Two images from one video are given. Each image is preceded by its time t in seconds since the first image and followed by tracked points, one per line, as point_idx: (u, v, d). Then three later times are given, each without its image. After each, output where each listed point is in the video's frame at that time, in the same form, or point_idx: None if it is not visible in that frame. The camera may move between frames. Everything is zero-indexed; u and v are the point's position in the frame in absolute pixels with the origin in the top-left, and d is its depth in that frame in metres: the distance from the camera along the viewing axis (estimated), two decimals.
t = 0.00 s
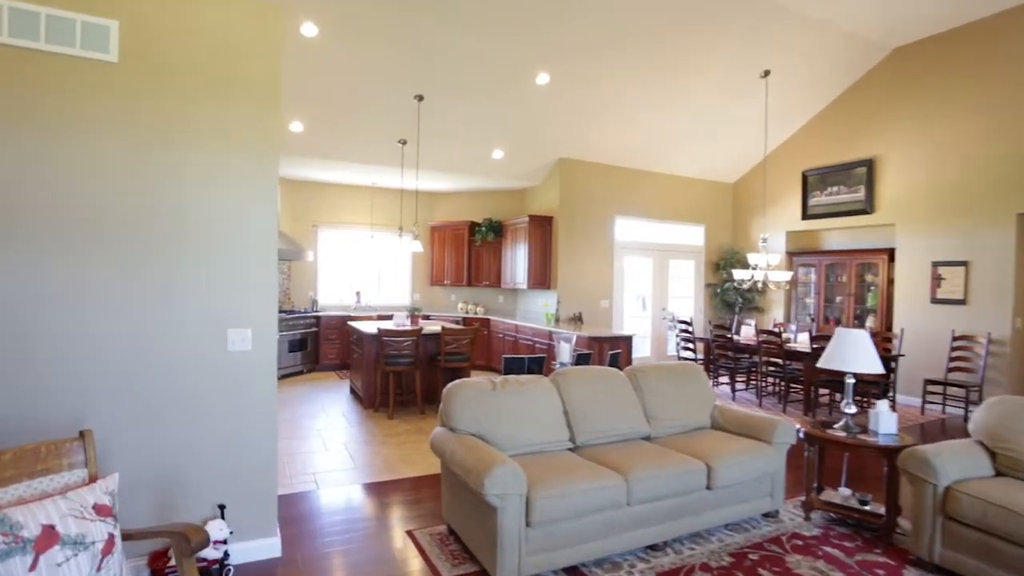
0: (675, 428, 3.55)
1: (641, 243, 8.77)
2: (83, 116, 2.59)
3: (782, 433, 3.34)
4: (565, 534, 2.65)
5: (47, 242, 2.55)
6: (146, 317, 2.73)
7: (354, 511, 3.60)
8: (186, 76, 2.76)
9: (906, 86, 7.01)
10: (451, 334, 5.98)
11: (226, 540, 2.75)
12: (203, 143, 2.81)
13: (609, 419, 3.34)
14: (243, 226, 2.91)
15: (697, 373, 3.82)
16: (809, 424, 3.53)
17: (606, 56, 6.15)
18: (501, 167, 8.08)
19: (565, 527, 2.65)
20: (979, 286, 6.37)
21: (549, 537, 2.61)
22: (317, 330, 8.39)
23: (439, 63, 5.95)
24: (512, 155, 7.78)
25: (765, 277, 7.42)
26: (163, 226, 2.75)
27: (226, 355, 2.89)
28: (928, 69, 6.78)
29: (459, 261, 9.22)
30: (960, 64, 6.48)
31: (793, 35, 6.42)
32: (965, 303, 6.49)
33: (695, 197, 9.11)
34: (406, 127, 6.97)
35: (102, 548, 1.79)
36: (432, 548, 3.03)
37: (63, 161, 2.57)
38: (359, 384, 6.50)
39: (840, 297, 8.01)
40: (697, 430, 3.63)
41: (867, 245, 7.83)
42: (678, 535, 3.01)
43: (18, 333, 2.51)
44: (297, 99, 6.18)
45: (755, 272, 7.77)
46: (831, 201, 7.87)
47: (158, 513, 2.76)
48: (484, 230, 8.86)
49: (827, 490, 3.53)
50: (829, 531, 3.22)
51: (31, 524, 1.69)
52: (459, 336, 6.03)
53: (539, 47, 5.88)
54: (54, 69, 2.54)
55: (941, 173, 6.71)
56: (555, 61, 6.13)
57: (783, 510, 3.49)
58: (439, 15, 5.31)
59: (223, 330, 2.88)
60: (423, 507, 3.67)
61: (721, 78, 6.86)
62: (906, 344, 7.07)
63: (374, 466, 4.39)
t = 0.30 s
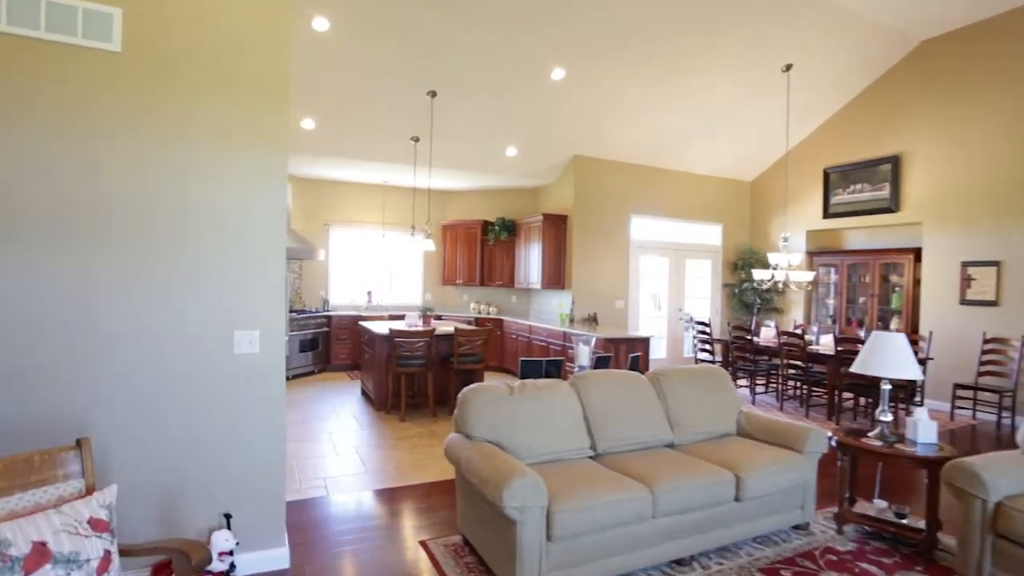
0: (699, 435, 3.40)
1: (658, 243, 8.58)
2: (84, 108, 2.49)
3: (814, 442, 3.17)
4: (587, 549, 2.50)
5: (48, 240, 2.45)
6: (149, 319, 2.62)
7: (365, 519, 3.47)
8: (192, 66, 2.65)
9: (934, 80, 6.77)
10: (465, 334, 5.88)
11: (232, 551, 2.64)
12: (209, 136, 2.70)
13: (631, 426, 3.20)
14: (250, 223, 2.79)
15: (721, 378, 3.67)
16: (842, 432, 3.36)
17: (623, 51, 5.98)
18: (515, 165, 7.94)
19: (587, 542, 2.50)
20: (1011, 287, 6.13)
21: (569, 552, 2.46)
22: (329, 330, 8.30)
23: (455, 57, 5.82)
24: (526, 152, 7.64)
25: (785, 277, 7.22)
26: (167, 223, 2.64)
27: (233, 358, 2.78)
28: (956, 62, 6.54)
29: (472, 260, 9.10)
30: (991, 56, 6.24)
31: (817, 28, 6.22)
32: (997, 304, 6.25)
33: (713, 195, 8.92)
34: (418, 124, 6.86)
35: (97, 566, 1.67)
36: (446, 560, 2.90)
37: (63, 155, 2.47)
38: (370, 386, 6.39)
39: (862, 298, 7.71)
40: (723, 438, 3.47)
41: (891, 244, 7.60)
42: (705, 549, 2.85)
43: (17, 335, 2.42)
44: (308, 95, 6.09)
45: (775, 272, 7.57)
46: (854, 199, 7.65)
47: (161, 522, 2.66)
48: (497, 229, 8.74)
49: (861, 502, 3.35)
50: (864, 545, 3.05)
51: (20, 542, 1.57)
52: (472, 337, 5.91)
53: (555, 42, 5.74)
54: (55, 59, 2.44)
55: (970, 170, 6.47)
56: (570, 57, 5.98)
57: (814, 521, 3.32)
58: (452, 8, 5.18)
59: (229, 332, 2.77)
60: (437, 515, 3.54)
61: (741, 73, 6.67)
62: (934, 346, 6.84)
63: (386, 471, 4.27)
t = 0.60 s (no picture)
0: (720, 441, 3.26)
1: (670, 242, 8.43)
2: (80, 100, 2.39)
3: (842, 450, 3.02)
4: (606, 564, 2.37)
5: (41, 238, 2.35)
6: (149, 321, 2.52)
7: (373, 527, 3.35)
8: (192, 57, 2.55)
9: (956, 73, 6.58)
10: (475, 336, 5.76)
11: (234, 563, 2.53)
12: (211, 129, 2.59)
13: (649, 432, 3.07)
14: (252, 220, 2.68)
15: (742, 381, 3.53)
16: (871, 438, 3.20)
17: (637, 46, 5.84)
18: (525, 163, 7.82)
19: (607, 556, 2.37)
20: None
21: (587, 567, 2.33)
22: (336, 332, 8.21)
23: (463, 54, 5.71)
24: (536, 150, 7.51)
25: (802, 277, 7.05)
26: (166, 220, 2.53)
27: (236, 361, 2.67)
28: (981, 54, 6.34)
29: (481, 260, 8.99)
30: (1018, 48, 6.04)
31: (836, 21, 6.05)
32: None
33: (726, 193, 8.76)
34: (428, 122, 6.75)
35: None
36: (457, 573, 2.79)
37: (58, 149, 2.37)
38: (379, 388, 6.29)
39: (880, 298, 7.50)
40: (745, 444, 3.33)
41: (911, 243, 7.41)
42: (729, 562, 2.71)
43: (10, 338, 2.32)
44: (316, 93, 6.00)
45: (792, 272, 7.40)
46: (872, 197, 7.47)
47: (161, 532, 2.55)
48: (507, 229, 8.63)
49: (891, 512, 3.20)
50: (897, 558, 2.89)
51: (2, 561, 1.46)
52: (483, 338, 5.79)
53: (567, 37, 5.61)
54: (49, 48, 2.34)
55: (995, 165, 6.27)
56: (583, 52, 5.85)
57: (842, 532, 3.16)
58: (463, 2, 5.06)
59: (232, 334, 2.66)
60: (447, 523, 3.42)
61: (758, 68, 6.51)
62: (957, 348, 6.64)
63: (395, 476, 4.15)
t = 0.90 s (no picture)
0: (743, 447, 3.13)
1: (684, 241, 8.27)
2: (78, 96, 2.31)
3: (874, 457, 2.87)
4: None
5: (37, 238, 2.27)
6: (148, 324, 2.43)
7: (383, 537, 3.23)
8: (192, 50, 2.46)
9: (981, 65, 6.37)
10: (486, 338, 5.65)
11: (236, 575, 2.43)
12: (213, 125, 2.50)
13: (670, 438, 2.94)
14: (255, 218, 2.58)
15: (766, 384, 3.38)
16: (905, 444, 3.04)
17: (650, 42, 5.70)
18: (536, 162, 7.70)
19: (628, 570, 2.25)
20: None
21: None
22: (346, 333, 8.13)
23: (472, 51, 5.61)
24: (548, 149, 7.39)
25: (821, 276, 6.87)
26: (167, 219, 2.45)
27: (239, 364, 2.57)
28: (1007, 45, 6.13)
29: (492, 261, 8.88)
30: None
31: (856, 13, 5.87)
32: None
33: (742, 191, 8.58)
34: (437, 121, 6.66)
35: None
36: None
37: (54, 148, 2.29)
38: (389, 391, 6.19)
39: (903, 297, 7.30)
40: (769, 450, 3.18)
41: (934, 240, 7.20)
42: None
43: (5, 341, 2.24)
44: (324, 92, 5.92)
45: (811, 271, 7.21)
46: (892, 193, 7.27)
47: (162, 542, 2.46)
48: (518, 229, 8.52)
49: (926, 523, 3.04)
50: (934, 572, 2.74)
51: None
52: (494, 340, 5.68)
53: (578, 32, 5.48)
54: (45, 43, 2.26)
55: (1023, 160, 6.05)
56: (595, 48, 5.71)
57: (874, 544, 3.01)
58: None
59: (235, 337, 2.56)
60: (460, 531, 3.31)
61: (774, 63, 6.34)
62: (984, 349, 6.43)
63: (406, 482, 4.05)
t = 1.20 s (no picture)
0: (771, 457, 2.96)
1: (701, 240, 8.08)
2: (71, 90, 2.21)
3: (913, 468, 2.69)
4: None
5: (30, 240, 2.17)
6: (144, 329, 2.31)
7: (394, 549, 3.09)
8: (190, 41, 2.34)
9: (1012, 55, 6.11)
10: (499, 340, 5.52)
11: None
12: (211, 119, 2.38)
13: (694, 448, 2.78)
14: (255, 218, 2.45)
15: (795, 389, 3.21)
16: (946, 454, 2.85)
17: (666, 36, 5.52)
18: (548, 160, 7.56)
19: None
20: None
21: None
22: (357, 336, 8.03)
23: (482, 47, 5.47)
24: (560, 146, 7.25)
25: (844, 275, 6.65)
26: (163, 219, 2.33)
27: (239, 372, 2.44)
28: None
29: (505, 261, 8.74)
30: None
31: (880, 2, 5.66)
32: None
33: (760, 188, 8.37)
34: (448, 118, 6.53)
35: None
36: None
37: (47, 148, 2.19)
38: (400, 395, 6.07)
39: (929, 296, 7.06)
40: (799, 460, 3.01)
41: (963, 237, 6.95)
42: None
43: None
44: (332, 90, 5.82)
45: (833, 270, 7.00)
46: (917, 189, 7.03)
47: (159, 558, 2.35)
48: (531, 228, 8.37)
49: (972, 540, 2.88)
50: None
51: None
52: (508, 342, 5.55)
53: (591, 26, 5.31)
54: (37, 35, 2.16)
55: None
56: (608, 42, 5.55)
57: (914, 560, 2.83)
58: None
59: (236, 342, 2.43)
60: (473, 543, 3.17)
61: (794, 56, 6.14)
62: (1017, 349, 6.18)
63: (417, 490, 3.92)
